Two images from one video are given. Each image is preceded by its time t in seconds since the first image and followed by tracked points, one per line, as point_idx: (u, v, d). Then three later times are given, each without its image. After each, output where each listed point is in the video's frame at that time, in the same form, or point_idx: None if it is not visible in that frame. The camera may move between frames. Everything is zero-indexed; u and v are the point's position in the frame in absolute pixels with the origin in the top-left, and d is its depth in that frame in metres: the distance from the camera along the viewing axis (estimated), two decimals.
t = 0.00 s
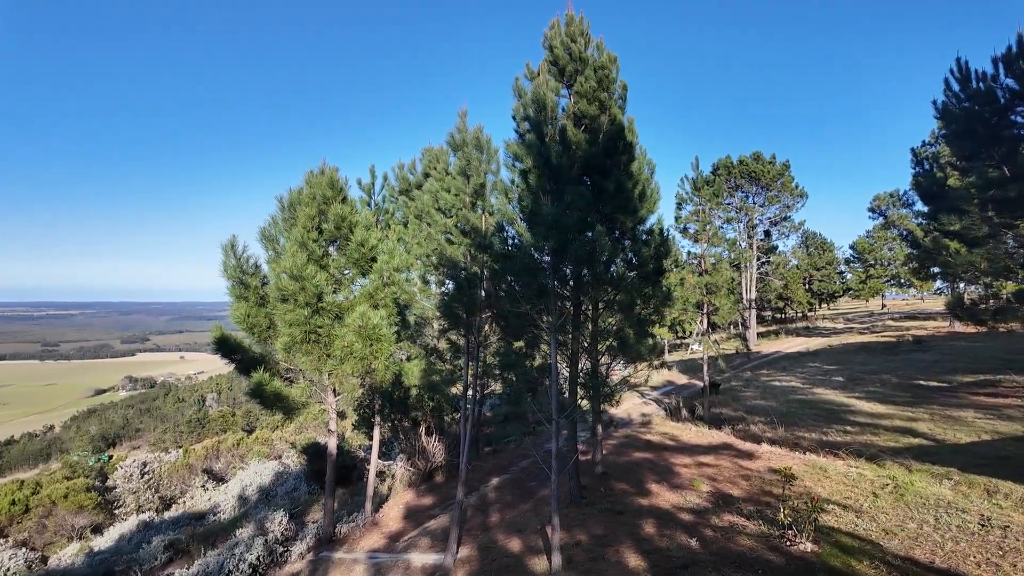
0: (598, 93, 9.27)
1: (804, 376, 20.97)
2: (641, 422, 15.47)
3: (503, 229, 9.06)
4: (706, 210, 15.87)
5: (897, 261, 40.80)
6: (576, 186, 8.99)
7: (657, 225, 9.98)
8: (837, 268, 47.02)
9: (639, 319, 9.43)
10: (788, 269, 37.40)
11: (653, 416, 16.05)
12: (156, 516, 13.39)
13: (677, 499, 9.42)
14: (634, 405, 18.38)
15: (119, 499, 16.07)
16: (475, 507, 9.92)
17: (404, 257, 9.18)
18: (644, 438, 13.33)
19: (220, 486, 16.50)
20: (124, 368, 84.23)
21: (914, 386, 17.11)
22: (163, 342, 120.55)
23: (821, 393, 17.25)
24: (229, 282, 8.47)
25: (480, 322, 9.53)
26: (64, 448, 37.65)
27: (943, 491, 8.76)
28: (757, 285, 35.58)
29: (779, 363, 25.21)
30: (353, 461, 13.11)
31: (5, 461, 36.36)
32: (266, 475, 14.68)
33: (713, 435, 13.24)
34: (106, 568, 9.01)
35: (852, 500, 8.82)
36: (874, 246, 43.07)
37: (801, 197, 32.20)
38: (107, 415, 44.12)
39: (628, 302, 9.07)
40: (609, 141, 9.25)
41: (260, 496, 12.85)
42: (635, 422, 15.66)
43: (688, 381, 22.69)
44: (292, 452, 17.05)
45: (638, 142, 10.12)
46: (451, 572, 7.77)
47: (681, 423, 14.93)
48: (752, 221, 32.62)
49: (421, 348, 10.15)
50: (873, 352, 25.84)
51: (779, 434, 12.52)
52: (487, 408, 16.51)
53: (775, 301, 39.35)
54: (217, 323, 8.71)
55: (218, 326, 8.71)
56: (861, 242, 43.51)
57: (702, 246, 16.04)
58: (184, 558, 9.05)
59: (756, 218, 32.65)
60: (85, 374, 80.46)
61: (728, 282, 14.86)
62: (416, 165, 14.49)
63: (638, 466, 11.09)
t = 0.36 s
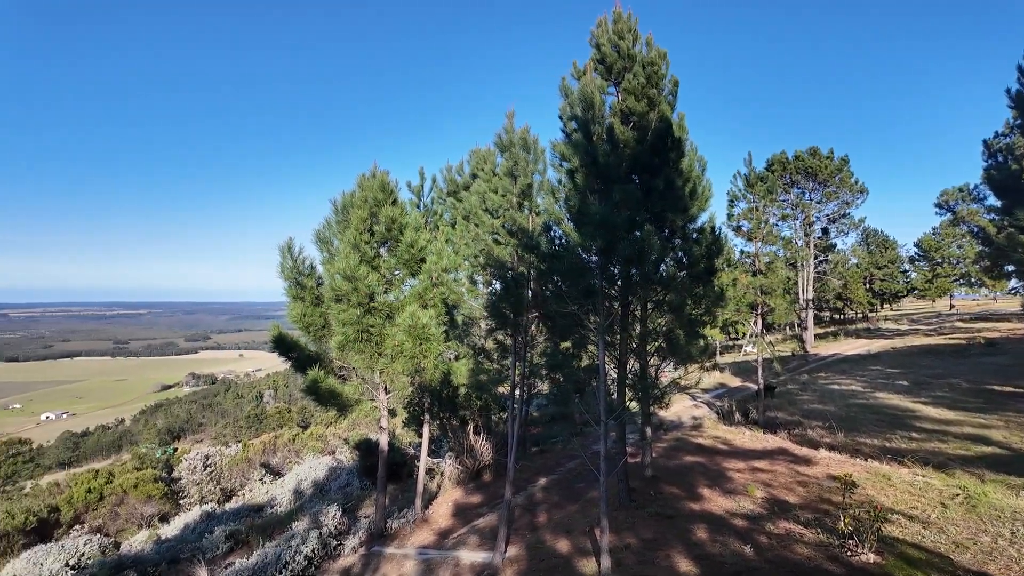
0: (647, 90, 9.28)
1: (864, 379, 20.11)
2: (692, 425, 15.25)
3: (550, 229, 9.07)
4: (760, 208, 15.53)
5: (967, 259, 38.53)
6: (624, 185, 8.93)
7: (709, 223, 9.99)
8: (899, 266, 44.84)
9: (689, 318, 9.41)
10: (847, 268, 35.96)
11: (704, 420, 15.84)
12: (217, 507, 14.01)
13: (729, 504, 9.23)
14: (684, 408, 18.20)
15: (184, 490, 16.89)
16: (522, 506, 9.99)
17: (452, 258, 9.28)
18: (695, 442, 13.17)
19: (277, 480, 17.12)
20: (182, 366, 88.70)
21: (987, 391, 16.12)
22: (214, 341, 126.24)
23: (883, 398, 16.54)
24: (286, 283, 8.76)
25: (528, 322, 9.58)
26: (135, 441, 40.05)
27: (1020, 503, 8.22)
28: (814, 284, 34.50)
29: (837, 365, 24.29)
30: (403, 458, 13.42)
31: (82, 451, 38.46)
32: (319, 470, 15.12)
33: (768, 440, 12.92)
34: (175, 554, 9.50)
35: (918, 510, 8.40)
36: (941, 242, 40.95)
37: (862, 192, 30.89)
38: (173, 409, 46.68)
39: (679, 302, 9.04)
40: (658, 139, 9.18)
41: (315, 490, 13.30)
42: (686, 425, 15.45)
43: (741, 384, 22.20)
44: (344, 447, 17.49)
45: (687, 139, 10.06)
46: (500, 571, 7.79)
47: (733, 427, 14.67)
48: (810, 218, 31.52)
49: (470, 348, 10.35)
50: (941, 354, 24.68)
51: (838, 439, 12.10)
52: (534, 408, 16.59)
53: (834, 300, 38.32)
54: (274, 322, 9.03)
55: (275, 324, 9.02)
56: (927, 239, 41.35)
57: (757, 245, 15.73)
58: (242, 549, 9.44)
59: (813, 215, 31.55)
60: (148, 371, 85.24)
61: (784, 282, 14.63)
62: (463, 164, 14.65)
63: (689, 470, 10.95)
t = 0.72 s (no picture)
0: (702, 85, 9.08)
1: (937, 384, 18.98)
2: (749, 430, 14.92)
3: (600, 228, 8.96)
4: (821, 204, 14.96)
5: None
6: (677, 182, 8.71)
7: (768, 221, 9.84)
8: (975, 265, 42.16)
9: (746, 319, 9.16)
10: (916, 267, 34.11)
11: (762, 424, 15.48)
12: (279, 500, 14.67)
13: (789, 512, 8.94)
14: (740, 412, 17.85)
15: (246, 483, 17.67)
16: (574, 508, 10.02)
17: (502, 258, 9.31)
18: (753, 447, 12.88)
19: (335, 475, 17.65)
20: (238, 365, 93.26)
21: None
22: (264, 340, 131.79)
23: (957, 404, 15.62)
24: (343, 284, 9.05)
25: (579, 322, 9.54)
26: (201, 434, 42.57)
27: None
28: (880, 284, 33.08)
29: (906, 368, 23.07)
30: (455, 456, 13.69)
31: (155, 443, 40.90)
32: (374, 465, 15.60)
33: (830, 446, 12.48)
34: (239, 544, 10.13)
35: (998, 524, 7.87)
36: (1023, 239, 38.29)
37: (933, 187, 29.34)
38: (236, 404, 49.30)
39: (736, 303, 8.76)
40: (713, 135, 8.97)
41: (370, 485, 13.72)
42: (743, 430, 15.12)
43: (802, 388, 21.49)
44: (399, 444, 17.95)
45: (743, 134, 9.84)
46: (551, 571, 7.75)
47: (793, 431, 14.26)
48: (875, 215, 30.26)
49: (519, 349, 10.55)
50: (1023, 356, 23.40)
51: (907, 447, 11.53)
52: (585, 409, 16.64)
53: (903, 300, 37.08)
54: (333, 323, 9.34)
55: (333, 325, 9.34)
56: (1007, 235, 38.67)
57: (818, 242, 15.22)
58: (301, 541, 9.86)
59: (879, 211, 30.24)
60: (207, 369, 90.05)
61: (847, 280, 14.58)
62: (513, 166, 14.79)
63: (745, 475, 10.71)
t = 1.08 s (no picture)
0: (761, 79, 9.06)
1: (1020, 390, 17.70)
2: (809, 435, 14.47)
3: (652, 227, 8.82)
4: (887, 200, 14.61)
5: None
6: (734, 178, 8.41)
7: (830, 218, 9.74)
8: None
9: (807, 320, 8.90)
10: (995, 264, 31.91)
11: (824, 429, 14.99)
12: (336, 494, 15.14)
13: (854, 522, 8.57)
14: (799, 416, 17.36)
15: (306, 477, 18.36)
16: (626, 511, 9.95)
17: (552, 258, 9.22)
18: (814, 453, 12.49)
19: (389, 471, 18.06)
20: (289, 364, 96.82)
21: None
22: (310, 339, 136.33)
23: None
24: (397, 284, 9.27)
25: (631, 323, 9.39)
26: (263, 429, 44.68)
27: None
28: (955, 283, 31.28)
29: (984, 373, 21.66)
30: (505, 455, 13.80)
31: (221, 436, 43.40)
32: (427, 463, 15.90)
33: (898, 454, 11.94)
34: (299, 535, 10.66)
35: None
36: None
37: (1013, 179, 27.52)
38: (298, 401, 51.72)
39: (797, 303, 8.65)
40: (772, 129, 8.81)
41: (423, 481, 13.99)
42: (803, 435, 14.63)
43: (868, 393, 20.60)
44: (450, 442, 18.19)
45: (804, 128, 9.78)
46: (603, 573, 7.67)
47: (857, 438, 13.74)
48: (947, 211, 28.71)
49: (569, 348, 10.64)
50: None
51: (984, 456, 10.88)
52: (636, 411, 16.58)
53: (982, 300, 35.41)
54: (386, 322, 9.57)
55: (388, 324, 9.58)
56: None
57: (884, 239, 14.89)
58: (357, 535, 10.18)
59: (951, 206, 28.65)
60: (260, 367, 93.99)
61: (916, 280, 14.14)
62: (562, 166, 14.77)
63: (806, 482, 10.37)
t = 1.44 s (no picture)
0: (817, 70, 8.99)
1: None
2: (868, 441, 13.98)
3: (702, 225, 8.65)
4: (953, 198, 14.51)
5: None
6: (788, 174, 8.09)
7: (891, 214, 9.47)
8: None
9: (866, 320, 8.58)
10: None
11: (884, 435, 14.46)
12: (384, 491, 15.41)
13: (917, 533, 8.18)
14: (858, 421, 16.81)
15: (356, 473, 18.89)
16: (674, 515, 9.80)
17: (597, 257, 9.11)
18: (873, 459, 12.06)
19: (436, 468, 18.37)
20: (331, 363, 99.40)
21: None
22: (349, 338, 139.71)
23: None
24: (443, 284, 9.41)
25: (678, 324, 9.20)
26: (315, 425, 46.26)
27: None
28: None
29: None
30: (550, 456, 13.84)
31: (277, 433, 45.38)
32: (473, 461, 16.08)
33: (965, 462, 11.38)
34: (349, 530, 10.97)
35: None
36: None
37: None
38: (350, 398, 53.48)
39: (855, 303, 8.34)
40: (829, 122, 8.56)
41: (469, 480, 14.14)
42: (861, 441, 14.08)
43: (934, 398, 19.66)
44: (496, 441, 18.30)
45: (863, 121, 9.62)
46: None
47: (921, 444, 13.19)
48: (1021, 205, 27.04)
49: (616, 349, 10.54)
50: None
51: None
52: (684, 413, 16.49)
53: None
54: (433, 322, 9.77)
55: (434, 324, 9.76)
56: None
57: (950, 238, 14.82)
58: (405, 531, 10.45)
59: None
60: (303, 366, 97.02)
61: (985, 279, 14.03)
62: (608, 165, 14.61)
63: (864, 490, 9.99)
